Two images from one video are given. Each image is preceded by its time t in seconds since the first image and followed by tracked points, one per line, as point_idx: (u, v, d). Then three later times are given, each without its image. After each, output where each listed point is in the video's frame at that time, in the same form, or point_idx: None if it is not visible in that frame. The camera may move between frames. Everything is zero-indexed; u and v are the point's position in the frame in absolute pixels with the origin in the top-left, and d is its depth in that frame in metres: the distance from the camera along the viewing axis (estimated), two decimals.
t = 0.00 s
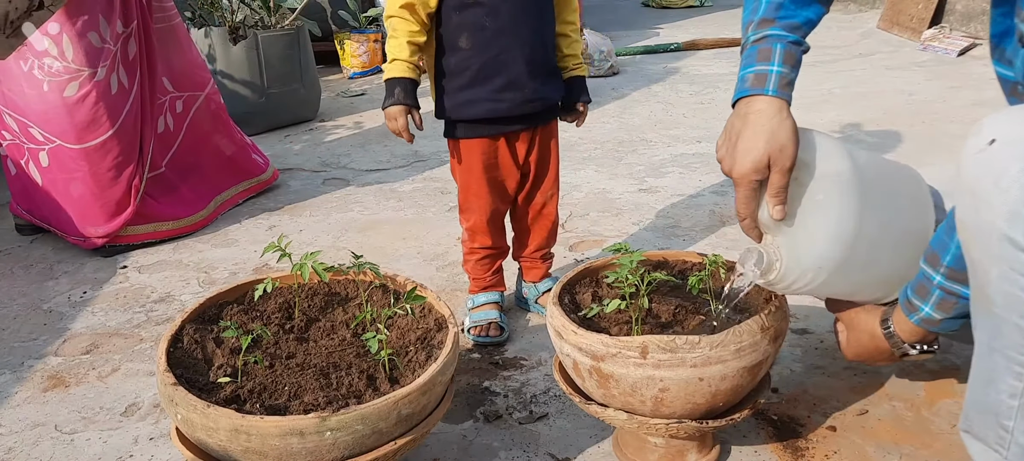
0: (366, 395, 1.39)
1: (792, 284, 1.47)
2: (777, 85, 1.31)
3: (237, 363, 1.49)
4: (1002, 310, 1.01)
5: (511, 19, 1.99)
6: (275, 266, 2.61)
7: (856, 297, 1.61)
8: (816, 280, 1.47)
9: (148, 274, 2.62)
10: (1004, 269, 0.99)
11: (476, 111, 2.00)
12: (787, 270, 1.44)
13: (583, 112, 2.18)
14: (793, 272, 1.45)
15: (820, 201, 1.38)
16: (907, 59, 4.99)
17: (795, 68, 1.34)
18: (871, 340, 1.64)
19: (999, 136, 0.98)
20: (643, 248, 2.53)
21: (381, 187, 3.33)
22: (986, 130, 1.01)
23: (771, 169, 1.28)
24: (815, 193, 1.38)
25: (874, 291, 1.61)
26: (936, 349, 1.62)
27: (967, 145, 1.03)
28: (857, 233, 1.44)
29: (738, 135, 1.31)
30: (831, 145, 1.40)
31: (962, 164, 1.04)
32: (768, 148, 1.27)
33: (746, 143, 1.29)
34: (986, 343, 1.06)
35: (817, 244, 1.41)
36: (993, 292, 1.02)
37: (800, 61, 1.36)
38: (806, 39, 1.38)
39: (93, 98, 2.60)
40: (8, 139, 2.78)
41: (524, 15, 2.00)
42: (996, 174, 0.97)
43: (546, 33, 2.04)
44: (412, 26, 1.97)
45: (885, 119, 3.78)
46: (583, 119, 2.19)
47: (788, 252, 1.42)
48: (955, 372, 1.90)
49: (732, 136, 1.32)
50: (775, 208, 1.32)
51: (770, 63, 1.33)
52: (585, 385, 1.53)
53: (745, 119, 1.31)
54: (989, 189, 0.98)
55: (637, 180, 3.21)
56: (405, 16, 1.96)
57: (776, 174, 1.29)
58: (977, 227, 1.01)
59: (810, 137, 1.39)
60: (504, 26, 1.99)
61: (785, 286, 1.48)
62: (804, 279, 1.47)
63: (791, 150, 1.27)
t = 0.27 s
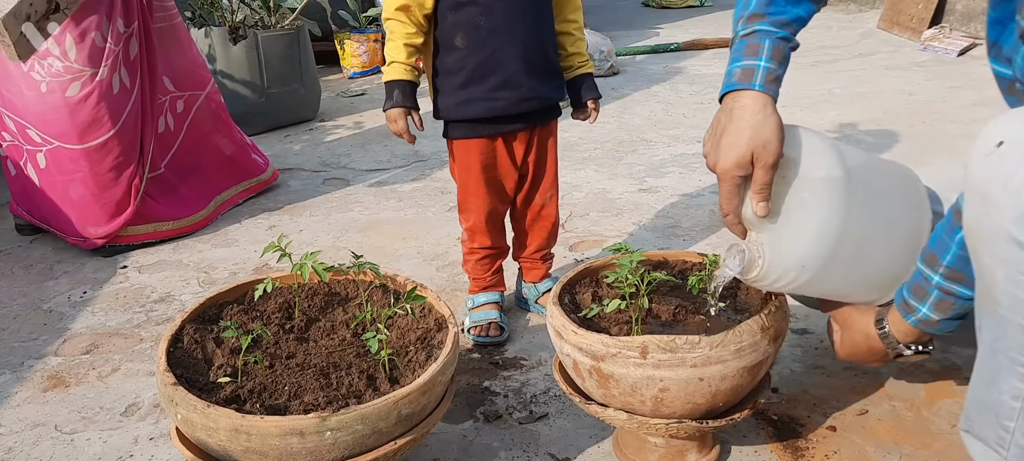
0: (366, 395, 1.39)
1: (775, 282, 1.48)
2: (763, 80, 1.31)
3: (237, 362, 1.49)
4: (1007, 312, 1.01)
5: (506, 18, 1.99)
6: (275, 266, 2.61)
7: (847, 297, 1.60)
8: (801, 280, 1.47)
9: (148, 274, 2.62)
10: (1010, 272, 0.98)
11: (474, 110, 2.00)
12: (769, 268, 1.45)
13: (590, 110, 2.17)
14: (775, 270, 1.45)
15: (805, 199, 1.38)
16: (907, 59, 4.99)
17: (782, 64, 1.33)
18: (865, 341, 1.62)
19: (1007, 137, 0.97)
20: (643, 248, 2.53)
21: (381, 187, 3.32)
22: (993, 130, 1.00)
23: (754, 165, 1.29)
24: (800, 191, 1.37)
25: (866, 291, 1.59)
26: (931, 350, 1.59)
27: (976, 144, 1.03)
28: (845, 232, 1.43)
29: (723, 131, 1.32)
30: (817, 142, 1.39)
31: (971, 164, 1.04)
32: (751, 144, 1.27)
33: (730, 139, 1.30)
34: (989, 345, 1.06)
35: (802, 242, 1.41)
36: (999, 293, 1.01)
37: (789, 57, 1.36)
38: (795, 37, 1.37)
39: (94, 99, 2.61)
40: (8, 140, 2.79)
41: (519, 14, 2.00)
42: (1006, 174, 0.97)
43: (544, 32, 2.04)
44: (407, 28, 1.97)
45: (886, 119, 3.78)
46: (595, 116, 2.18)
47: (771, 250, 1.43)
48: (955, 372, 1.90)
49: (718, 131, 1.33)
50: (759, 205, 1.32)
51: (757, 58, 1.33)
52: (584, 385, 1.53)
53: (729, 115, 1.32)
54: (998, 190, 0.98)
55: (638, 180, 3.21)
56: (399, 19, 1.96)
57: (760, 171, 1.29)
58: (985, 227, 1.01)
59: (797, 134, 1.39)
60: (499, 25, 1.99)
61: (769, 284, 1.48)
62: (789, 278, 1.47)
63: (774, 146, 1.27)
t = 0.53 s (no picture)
0: (366, 395, 1.39)
1: (787, 269, 1.48)
2: (790, 65, 1.31)
3: (237, 363, 1.49)
4: (1001, 316, 1.05)
5: (504, 17, 1.99)
6: (276, 266, 2.61)
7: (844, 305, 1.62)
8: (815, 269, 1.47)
9: (149, 274, 2.62)
10: (1004, 275, 1.02)
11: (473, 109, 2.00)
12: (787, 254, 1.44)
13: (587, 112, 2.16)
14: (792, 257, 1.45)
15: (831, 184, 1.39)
16: (907, 59, 4.99)
17: (808, 51, 1.33)
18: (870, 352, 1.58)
19: (1002, 141, 0.98)
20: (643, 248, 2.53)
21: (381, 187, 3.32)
22: (988, 134, 1.02)
23: (782, 146, 1.28)
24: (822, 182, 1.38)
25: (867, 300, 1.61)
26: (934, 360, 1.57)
27: (969, 147, 1.04)
28: (860, 227, 1.45)
29: (753, 114, 1.32)
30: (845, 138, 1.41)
31: (965, 167, 1.05)
32: (781, 123, 1.27)
33: (759, 119, 1.30)
34: (983, 347, 1.10)
35: (818, 232, 1.41)
36: (993, 296, 1.05)
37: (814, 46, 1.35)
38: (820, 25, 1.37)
39: (94, 100, 2.61)
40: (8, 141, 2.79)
41: (516, 13, 2.00)
42: (1001, 180, 0.98)
43: (542, 32, 2.04)
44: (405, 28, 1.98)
45: (886, 119, 3.78)
46: (592, 118, 2.17)
47: (789, 236, 1.43)
48: (955, 372, 1.90)
49: (748, 114, 1.33)
50: (782, 187, 1.30)
51: (783, 46, 1.34)
52: (584, 385, 1.53)
53: (760, 96, 1.32)
54: (992, 195, 1.00)
55: (638, 179, 3.21)
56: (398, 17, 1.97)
57: (787, 152, 1.27)
58: (980, 231, 1.03)
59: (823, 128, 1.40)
60: (497, 25, 1.99)
61: (781, 270, 1.49)
62: (800, 267, 1.48)
63: (803, 129, 1.27)
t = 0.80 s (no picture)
0: (366, 395, 1.39)
1: (785, 243, 1.51)
2: (814, 45, 1.44)
3: (237, 362, 1.49)
4: (980, 312, 1.10)
5: (505, 17, 1.99)
6: (275, 266, 2.61)
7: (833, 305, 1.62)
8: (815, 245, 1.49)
9: (149, 274, 2.62)
10: (982, 274, 1.08)
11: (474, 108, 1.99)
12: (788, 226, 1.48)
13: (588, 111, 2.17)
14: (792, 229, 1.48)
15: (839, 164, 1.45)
16: (907, 59, 4.99)
17: (835, 36, 1.45)
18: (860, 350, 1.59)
19: (975, 142, 1.07)
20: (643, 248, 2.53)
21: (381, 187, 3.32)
22: (962, 137, 1.10)
23: (797, 114, 1.39)
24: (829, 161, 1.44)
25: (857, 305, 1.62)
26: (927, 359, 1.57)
27: (947, 150, 1.13)
28: (863, 212, 1.49)
29: (776, 85, 1.44)
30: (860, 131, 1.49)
31: (941, 169, 1.14)
32: (798, 94, 1.39)
33: (779, 90, 1.42)
34: (966, 346, 1.16)
35: (821, 208, 1.46)
36: (972, 295, 1.11)
37: (843, 37, 1.46)
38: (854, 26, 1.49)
39: (94, 100, 2.61)
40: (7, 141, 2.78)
41: (517, 13, 2.00)
42: (968, 177, 1.07)
43: (543, 31, 2.04)
44: (406, 27, 1.97)
45: (886, 119, 3.78)
46: (593, 117, 2.18)
47: (793, 209, 1.46)
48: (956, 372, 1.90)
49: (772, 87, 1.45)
50: (790, 154, 1.37)
51: (812, 31, 1.47)
52: (584, 385, 1.53)
53: (783, 72, 1.45)
54: (964, 195, 1.07)
55: (638, 179, 3.21)
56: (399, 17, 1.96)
57: (801, 121, 1.38)
58: (956, 233, 1.10)
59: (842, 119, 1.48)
60: (499, 25, 1.99)
61: (779, 244, 1.51)
62: (801, 245, 1.50)
63: (818, 101, 1.38)
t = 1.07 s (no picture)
0: (365, 395, 1.39)
1: (778, 231, 1.58)
2: (835, 45, 1.50)
3: (237, 362, 1.48)
4: (961, 313, 1.15)
5: (509, 17, 1.99)
6: (275, 266, 2.61)
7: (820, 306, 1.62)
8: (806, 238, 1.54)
9: (149, 274, 2.63)
10: (959, 274, 1.13)
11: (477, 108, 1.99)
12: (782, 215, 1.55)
13: (589, 107, 2.15)
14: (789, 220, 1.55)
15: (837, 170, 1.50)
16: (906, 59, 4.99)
17: (859, 42, 1.49)
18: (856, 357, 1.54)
19: (952, 144, 1.14)
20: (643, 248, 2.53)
21: (381, 187, 3.32)
22: (941, 139, 1.17)
23: (806, 109, 1.45)
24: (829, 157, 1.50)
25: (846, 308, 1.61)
26: (920, 361, 1.56)
27: (926, 153, 1.20)
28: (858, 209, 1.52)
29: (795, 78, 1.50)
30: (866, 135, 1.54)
31: (920, 172, 1.20)
32: (810, 89, 1.46)
33: (797, 82, 1.49)
34: (952, 347, 1.20)
35: (816, 201, 1.51)
36: (952, 295, 1.16)
37: (869, 44, 1.50)
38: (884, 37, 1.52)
39: (93, 101, 2.61)
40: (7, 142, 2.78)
41: (521, 13, 2.00)
42: (947, 179, 1.13)
43: (546, 30, 2.04)
44: (409, 28, 1.97)
45: (885, 119, 3.78)
46: (595, 112, 2.15)
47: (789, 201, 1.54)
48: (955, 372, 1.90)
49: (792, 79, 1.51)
50: (794, 146, 1.44)
51: (839, 33, 1.52)
52: (584, 385, 1.53)
53: (805, 63, 1.51)
54: (941, 198, 1.14)
55: (637, 179, 3.21)
56: (402, 17, 1.97)
57: (810, 117, 1.44)
58: (933, 235, 1.16)
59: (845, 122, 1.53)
60: (502, 24, 1.99)
61: (772, 231, 1.59)
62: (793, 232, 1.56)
63: (828, 101, 1.45)
